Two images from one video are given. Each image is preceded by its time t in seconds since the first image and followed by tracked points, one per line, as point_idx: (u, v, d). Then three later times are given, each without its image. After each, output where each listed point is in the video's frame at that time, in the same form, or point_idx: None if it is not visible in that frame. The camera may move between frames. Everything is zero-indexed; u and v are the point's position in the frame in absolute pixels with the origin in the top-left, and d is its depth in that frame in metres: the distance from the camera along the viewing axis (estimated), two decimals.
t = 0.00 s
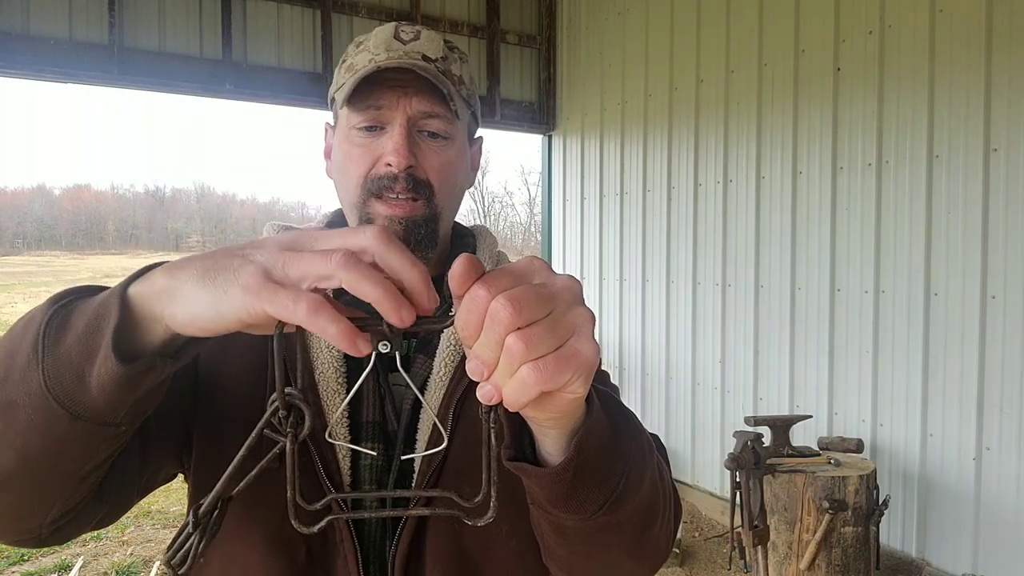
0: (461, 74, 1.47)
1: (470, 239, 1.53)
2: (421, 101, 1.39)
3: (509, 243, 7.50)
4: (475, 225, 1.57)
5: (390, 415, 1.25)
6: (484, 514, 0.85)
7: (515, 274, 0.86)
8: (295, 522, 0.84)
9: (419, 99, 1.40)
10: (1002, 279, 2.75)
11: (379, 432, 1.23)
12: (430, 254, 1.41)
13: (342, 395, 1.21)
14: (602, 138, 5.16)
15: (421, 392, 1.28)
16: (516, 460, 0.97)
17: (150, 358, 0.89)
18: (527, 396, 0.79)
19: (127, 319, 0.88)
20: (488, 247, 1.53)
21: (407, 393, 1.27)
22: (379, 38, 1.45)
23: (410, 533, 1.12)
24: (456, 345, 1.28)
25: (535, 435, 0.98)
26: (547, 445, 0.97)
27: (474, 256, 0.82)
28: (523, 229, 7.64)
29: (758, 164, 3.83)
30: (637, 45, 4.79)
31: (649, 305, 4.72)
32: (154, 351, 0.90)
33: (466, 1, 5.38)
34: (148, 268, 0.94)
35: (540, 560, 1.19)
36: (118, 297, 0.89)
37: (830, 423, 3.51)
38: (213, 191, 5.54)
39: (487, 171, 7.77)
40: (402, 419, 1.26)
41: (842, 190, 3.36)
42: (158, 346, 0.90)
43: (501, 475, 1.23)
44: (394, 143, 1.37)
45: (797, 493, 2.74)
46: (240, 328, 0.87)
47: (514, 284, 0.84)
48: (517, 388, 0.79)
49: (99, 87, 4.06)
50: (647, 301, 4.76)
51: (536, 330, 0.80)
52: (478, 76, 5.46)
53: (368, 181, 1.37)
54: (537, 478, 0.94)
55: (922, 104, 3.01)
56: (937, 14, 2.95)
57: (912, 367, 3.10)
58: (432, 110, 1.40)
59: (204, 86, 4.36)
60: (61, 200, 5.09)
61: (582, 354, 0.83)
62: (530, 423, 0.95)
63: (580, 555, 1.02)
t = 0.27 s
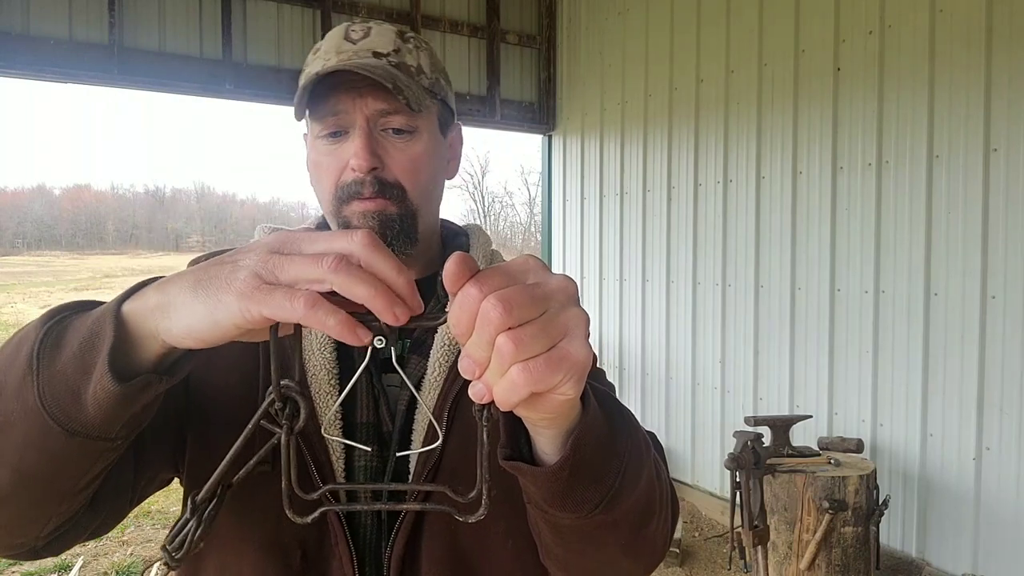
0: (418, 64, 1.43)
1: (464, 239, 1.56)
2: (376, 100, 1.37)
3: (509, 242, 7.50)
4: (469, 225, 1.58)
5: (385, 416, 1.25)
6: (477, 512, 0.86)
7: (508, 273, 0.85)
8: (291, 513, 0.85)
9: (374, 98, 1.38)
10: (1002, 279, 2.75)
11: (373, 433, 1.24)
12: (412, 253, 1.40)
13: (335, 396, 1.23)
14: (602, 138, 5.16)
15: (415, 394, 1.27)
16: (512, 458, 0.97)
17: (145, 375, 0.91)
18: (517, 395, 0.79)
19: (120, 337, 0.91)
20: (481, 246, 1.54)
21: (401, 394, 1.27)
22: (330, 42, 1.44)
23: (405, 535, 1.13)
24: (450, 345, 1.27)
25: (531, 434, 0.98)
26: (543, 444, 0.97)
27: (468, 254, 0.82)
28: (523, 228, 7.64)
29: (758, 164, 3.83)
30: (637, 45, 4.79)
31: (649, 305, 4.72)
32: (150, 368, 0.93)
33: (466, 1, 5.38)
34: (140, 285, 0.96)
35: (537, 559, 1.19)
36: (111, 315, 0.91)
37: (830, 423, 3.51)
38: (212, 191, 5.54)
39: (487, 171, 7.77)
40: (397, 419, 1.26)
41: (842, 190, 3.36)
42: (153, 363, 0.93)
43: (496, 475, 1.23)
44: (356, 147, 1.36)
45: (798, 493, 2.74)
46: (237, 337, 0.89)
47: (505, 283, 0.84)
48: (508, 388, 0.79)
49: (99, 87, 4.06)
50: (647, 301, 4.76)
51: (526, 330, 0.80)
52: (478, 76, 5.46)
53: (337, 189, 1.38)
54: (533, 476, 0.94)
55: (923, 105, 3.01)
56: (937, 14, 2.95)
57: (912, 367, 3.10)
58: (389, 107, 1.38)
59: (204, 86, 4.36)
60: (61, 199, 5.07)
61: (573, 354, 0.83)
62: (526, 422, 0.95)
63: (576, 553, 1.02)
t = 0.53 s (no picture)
0: (384, 60, 1.41)
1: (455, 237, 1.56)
2: (344, 102, 1.36)
3: (509, 242, 7.51)
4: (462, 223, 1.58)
5: (377, 416, 1.25)
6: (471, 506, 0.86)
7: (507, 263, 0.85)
8: (285, 502, 0.86)
9: (342, 101, 1.37)
10: (1002, 279, 2.75)
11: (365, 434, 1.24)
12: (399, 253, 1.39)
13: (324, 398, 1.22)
14: (602, 138, 5.16)
15: (407, 395, 1.25)
16: (510, 453, 0.97)
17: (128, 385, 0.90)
18: (514, 388, 0.80)
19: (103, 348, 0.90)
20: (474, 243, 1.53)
21: (393, 394, 1.26)
22: (294, 48, 1.43)
23: (398, 537, 1.13)
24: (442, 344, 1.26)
25: (529, 429, 0.98)
26: (541, 439, 0.97)
27: (466, 246, 0.82)
28: (523, 228, 7.64)
29: (758, 165, 3.83)
30: (637, 45, 4.79)
31: (649, 304, 4.72)
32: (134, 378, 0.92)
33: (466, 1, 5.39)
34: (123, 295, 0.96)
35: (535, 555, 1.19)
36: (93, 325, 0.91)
37: (830, 423, 3.51)
38: (212, 191, 5.54)
39: (487, 171, 7.77)
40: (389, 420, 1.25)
41: (842, 190, 3.36)
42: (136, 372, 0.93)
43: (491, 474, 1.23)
44: (328, 153, 1.35)
45: (797, 493, 2.74)
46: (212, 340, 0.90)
47: (505, 274, 0.83)
48: (506, 379, 0.80)
49: (99, 87, 4.06)
50: (647, 301, 4.76)
51: (525, 323, 0.80)
52: (478, 76, 5.47)
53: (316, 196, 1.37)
54: (532, 471, 0.94)
55: (922, 105, 3.01)
56: (937, 14, 2.95)
57: (912, 367, 3.10)
58: (358, 108, 1.36)
59: (203, 86, 4.36)
60: (61, 199, 5.10)
61: (571, 347, 0.83)
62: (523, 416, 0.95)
63: (574, 549, 1.02)
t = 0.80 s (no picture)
0: (363, 59, 1.42)
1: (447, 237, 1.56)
2: (323, 105, 1.35)
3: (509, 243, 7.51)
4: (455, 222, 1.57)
5: (369, 419, 1.24)
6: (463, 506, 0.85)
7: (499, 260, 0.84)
8: (275, 499, 0.86)
9: (321, 104, 1.36)
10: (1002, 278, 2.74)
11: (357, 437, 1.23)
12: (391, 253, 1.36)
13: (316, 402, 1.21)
14: (602, 138, 5.16)
15: (399, 397, 1.25)
16: (503, 452, 0.96)
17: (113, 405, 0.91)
18: (504, 384, 0.79)
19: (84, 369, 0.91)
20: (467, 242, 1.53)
21: (386, 396, 1.25)
22: (273, 52, 1.46)
23: (392, 540, 1.12)
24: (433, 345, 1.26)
25: (522, 428, 0.97)
26: (534, 438, 0.97)
27: (455, 242, 0.81)
28: (523, 229, 7.64)
29: (758, 164, 3.82)
30: (637, 45, 4.78)
31: (649, 305, 4.72)
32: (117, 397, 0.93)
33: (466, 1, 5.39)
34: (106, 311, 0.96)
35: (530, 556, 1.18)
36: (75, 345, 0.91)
37: (830, 423, 3.50)
38: (212, 192, 5.54)
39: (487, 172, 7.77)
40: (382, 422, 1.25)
41: (842, 189, 3.35)
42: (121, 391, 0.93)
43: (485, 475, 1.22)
44: (312, 157, 1.34)
45: (798, 493, 2.72)
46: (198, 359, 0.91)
47: (497, 271, 0.83)
48: (496, 376, 0.79)
49: (99, 87, 4.06)
50: (647, 301, 4.75)
51: (516, 319, 0.80)
52: (478, 76, 5.47)
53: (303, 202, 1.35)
54: (525, 470, 0.94)
55: (923, 104, 3.00)
56: (937, 13, 2.95)
57: (912, 367, 3.09)
58: (339, 111, 1.36)
59: (203, 86, 4.36)
60: (61, 199, 5.09)
61: (562, 345, 0.82)
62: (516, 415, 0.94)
63: (569, 548, 1.02)
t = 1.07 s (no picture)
0: (356, 56, 1.42)
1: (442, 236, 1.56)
2: (318, 103, 1.36)
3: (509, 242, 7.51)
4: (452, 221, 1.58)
5: (365, 419, 1.25)
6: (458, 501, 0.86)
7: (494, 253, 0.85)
8: (271, 494, 0.88)
9: (317, 102, 1.36)
10: (1002, 278, 2.74)
11: (354, 437, 1.24)
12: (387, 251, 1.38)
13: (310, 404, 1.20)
14: (602, 138, 5.16)
15: (395, 396, 1.26)
16: (498, 449, 0.97)
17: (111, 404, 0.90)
18: (499, 376, 0.80)
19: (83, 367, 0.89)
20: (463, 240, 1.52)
21: (382, 395, 1.26)
22: (266, 51, 1.46)
23: (389, 539, 1.13)
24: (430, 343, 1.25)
25: (517, 426, 0.98)
26: (529, 435, 0.97)
27: (447, 233, 0.82)
28: (523, 228, 7.65)
29: (759, 165, 3.82)
30: (637, 45, 4.78)
31: (649, 304, 4.72)
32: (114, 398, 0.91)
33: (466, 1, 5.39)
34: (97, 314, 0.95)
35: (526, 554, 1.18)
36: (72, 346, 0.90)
37: (830, 423, 3.50)
38: (212, 191, 5.55)
39: (487, 171, 7.77)
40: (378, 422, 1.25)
41: (843, 189, 3.35)
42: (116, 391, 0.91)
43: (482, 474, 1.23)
44: (307, 155, 1.34)
45: (797, 493, 2.73)
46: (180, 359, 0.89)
47: (492, 264, 0.83)
48: (492, 367, 0.79)
49: (99, 86, 4.06)
50: (647, 301, 4.75)
51: (511, 312, 0.80)
52: (478, 76, 5.47)
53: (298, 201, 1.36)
54: (520, 466, 0.94)
55: (923, 104, 3.00)
56: (937, 14, 2.95)
57: (911, 366, 3.10)
58: (334, 108, 1.36)
59: (203, 86, 4.36)
60: (60, 199, 5.16)
61: (558, 337, 0.83)
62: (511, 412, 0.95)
63: (564, 545, 1.02)
